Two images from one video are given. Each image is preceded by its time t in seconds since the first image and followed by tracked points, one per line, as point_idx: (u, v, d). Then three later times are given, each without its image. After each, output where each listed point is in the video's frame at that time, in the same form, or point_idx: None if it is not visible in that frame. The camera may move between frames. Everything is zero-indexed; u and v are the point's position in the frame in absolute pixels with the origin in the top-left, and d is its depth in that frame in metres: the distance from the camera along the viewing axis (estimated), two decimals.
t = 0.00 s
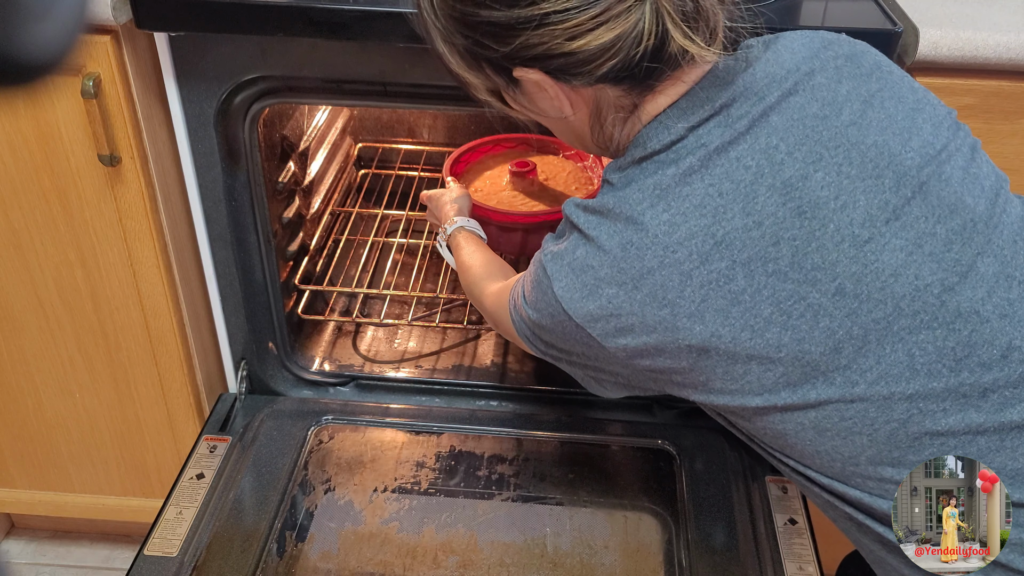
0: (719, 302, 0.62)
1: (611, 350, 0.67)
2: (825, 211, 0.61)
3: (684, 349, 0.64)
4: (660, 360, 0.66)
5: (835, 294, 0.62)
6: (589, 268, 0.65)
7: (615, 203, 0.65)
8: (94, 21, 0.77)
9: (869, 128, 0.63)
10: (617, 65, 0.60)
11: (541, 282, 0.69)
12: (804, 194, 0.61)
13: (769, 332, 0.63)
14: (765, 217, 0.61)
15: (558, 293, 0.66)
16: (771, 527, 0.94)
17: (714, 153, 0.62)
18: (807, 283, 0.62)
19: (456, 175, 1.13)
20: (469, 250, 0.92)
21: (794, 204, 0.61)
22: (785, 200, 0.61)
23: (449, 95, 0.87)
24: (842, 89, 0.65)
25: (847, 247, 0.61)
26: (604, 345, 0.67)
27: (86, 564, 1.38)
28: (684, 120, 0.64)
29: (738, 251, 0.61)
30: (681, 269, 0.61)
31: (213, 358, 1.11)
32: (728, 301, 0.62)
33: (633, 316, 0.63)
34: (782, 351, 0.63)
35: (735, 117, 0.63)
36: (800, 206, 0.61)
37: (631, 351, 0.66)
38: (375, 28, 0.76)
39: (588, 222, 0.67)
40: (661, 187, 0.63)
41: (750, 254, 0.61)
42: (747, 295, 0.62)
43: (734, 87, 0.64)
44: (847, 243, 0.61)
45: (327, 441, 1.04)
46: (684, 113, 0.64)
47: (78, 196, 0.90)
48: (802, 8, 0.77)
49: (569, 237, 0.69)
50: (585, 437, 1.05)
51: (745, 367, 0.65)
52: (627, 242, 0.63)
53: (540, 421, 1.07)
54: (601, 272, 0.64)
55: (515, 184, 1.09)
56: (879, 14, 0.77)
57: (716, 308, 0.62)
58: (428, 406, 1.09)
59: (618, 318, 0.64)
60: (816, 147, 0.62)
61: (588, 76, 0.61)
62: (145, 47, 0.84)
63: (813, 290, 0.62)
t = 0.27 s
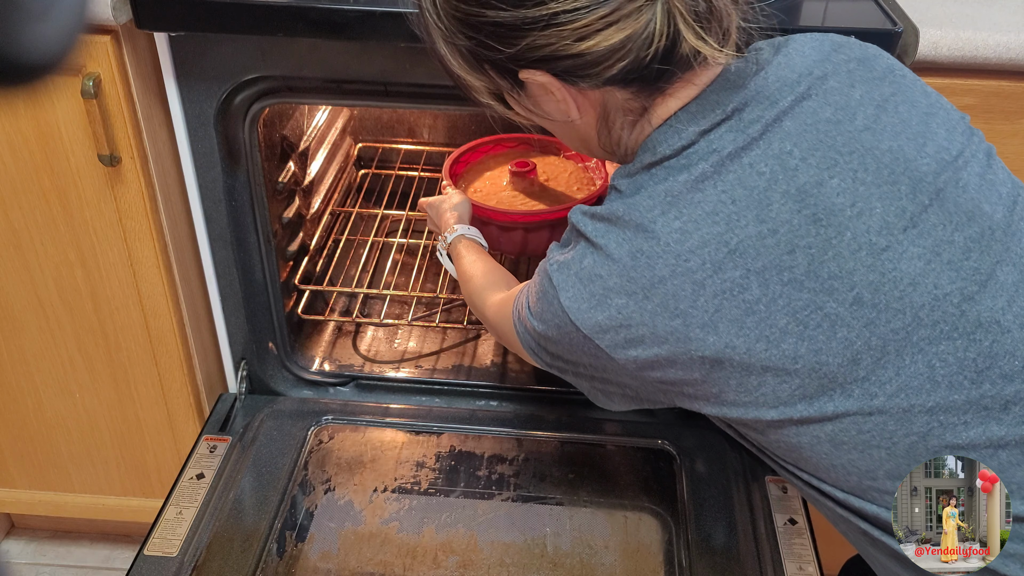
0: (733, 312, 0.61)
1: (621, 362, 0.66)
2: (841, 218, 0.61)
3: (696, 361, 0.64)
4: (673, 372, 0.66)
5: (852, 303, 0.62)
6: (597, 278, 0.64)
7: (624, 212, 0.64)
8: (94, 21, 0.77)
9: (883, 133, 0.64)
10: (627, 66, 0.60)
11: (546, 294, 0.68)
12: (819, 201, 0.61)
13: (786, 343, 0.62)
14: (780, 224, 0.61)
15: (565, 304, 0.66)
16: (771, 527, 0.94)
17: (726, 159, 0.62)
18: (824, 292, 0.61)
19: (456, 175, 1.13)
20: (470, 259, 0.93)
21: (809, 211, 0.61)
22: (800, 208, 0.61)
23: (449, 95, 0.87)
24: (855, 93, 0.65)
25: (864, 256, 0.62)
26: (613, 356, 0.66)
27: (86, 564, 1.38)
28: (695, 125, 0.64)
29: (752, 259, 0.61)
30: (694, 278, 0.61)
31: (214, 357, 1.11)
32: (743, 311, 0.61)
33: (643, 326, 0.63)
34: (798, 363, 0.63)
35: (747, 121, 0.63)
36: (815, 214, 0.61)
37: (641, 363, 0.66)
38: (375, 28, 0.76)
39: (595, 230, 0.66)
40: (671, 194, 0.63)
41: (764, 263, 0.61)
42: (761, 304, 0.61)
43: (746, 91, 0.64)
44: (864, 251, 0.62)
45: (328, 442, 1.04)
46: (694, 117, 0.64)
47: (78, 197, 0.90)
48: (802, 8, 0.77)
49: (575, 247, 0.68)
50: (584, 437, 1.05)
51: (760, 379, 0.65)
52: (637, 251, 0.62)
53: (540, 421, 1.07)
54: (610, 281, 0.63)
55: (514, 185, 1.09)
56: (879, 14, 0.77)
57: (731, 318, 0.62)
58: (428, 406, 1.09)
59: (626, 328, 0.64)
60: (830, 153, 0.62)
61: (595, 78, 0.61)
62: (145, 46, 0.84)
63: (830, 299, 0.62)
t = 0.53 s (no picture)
0: (767, 323, 0.61)
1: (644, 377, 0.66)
2: (875, 224, 0.62)
3: (730, 375, 0.63)
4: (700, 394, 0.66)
5: (890, 313, 0.62)
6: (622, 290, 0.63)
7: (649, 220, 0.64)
8: (95, 21, 0.77)
9: (912, 138, 0.65)
10: (648, 62, 0.60)
11: (563, 315, 0.67)
12: (852, 206, 0.62)
13: (823, 355, 0.62)
14: (813, 230, 0.61)
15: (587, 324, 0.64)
16: (771, 527, 0.94)
17: (754, 165, 0.63)
18: (860, 302, 0.61)
19: (456, 175, 1.13)
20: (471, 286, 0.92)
21: (842, 217, 0.62)
22: (833, 214, 0.61)
23: (449, 95, 0.87)
24: (883, 97, 0.66)
25: (901, 263, 0.62)
26: (638, 373, 0.65)
27: (86, 564, 1.38)
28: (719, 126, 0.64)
29: (786, 267, 0.61)
30: (727, 287, 0.61)
31: (214, 357, 1.11)
32: (779, 325, 0.61)
33: (668, 339, 0.62)
34: (835, 376, 0.63)
35: (773, 123, 0.64)
36: (849, 220, 0.62)
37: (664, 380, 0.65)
38: (375, 28, 0.76)
39: (616, 241, 0.65)
40: (700, 200, 0.62)
41: (799, 271, 0.61)
42: (796, 314, 0.61)
43: (773, 90, 0.64)
44: (902, 258, 0.62)
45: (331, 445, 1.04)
46: (717, 118, 0.64)
47: (79, 197, 0.90)
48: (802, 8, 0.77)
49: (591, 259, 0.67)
50: (583, 437, 1.05)
51: (795, 394, 0.64)
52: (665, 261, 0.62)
53: (540, 421, 1.07)
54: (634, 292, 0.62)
55: (514, 184, 1.09)
56: (878, 14, 0.77)
57: (764, 330, 0.61)
58: (428, 406, 1.09)
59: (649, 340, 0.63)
60: (861, 159, 0.63)
61: (614, 75, 0.61)
62: (145, 46, 0.84)
63: (866, 308, 0.62)
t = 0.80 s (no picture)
0: (867, 294, 0.51)
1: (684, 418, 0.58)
2: (966, 185, 0.53)
3: (825, 358, 0.53)
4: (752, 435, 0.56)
5: (993, 283, 0.53)
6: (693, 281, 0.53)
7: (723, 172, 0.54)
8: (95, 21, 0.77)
9: (990, 97, 0.57)
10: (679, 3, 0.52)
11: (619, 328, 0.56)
12: (939, 165, 0.53)
13: (927, 329, 0.52)
14: (901, 190, 0.52)
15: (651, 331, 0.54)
16: (771, 527, 0.93)
17: (827, 120, 0.54)
18: (960, 270, 0.52)
19: (456, 175, 1.13)
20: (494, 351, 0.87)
21: (930, 177, 0.53)
22: (920, 173, 0.53)
23: (449, 95, 0.87)
24: (951, 54, 0.58)
25: (999, 227, 0.53)
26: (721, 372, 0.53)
27: (86, 564, 1.38)
28: (778, 77, 0.56)
29: (880, 230, 0.51)
30: (815, 254, 0.51)
31: (214, 357, 1.11)
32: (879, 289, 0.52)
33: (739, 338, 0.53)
34: (939, 357, 0.53)
35: (843, 74, 0.55)
36: (937, 180, 0.53)
37: (719, 419, 0.55)
38: (375, 28, 0.76)
39: (675, 217, 0.54)
40: (775, 157, 0.53)
41: (893, 236, 0.52)
42: (897, 283, 0.51)
43: (834, 42, 0.57)
44: (999, 223, 0.53)
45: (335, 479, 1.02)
46: (775, 70, 0.56)
47: (78, 197, 0.90)
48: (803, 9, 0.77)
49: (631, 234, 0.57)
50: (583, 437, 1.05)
51: (896, 378, 0.54)
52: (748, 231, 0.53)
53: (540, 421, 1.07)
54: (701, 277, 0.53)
55: (514, 184, 1.09)
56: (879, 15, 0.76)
57: (864, 301, 0.51)
58: (428, 406, 1.09)
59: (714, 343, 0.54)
60: (941, 116, 0.55)
61: (642, 12, 0.53)
62: (145, 47, 0.84)
63: (967, 278, 0.53)
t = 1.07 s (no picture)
0: None
1: (762, 440, 0.51)
2: None
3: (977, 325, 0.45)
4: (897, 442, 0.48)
5: None
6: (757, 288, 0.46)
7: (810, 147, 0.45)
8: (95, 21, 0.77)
9: None
10: None
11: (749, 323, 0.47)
12: None
13: None
14: None
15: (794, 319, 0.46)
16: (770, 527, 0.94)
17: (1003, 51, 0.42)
18: None
19: (456, 175, 1.13)
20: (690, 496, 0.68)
21: None
22: None
23: (449, 95, 0.87)
24: None
25: None
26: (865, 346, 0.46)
27: (86, 564, 1.38)
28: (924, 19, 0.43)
29: None
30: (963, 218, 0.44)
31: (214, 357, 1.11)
32: (1018, 256, 0.43)
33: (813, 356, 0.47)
34: None
35: None
36: None
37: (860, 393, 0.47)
38: (375, 28, 0.76)
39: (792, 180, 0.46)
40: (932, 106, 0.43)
41: None
42: None
43: None
44: None
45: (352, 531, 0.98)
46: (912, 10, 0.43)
47: (79, 197, 0.90)
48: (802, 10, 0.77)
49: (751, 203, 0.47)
50: (582, 437, 1.05)
51: None
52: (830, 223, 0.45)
53: (540, 420, 1.07)
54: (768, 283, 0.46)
55: (513, 185, 1.09)
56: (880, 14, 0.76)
57: None
58: (428, 406, 1.09)
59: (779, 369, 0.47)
60: None
61: None
62: (146, 47, 0.84)
63: None
